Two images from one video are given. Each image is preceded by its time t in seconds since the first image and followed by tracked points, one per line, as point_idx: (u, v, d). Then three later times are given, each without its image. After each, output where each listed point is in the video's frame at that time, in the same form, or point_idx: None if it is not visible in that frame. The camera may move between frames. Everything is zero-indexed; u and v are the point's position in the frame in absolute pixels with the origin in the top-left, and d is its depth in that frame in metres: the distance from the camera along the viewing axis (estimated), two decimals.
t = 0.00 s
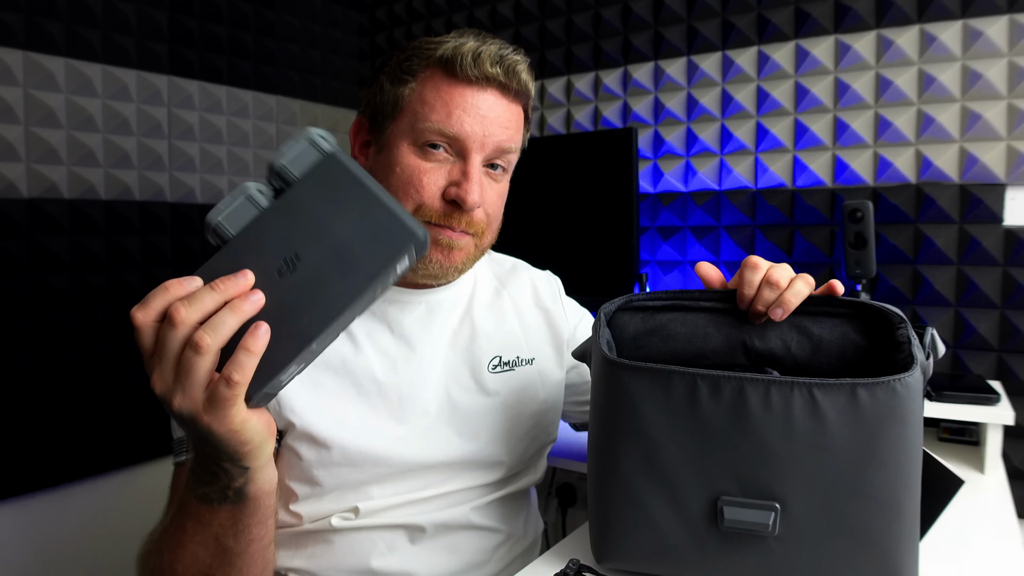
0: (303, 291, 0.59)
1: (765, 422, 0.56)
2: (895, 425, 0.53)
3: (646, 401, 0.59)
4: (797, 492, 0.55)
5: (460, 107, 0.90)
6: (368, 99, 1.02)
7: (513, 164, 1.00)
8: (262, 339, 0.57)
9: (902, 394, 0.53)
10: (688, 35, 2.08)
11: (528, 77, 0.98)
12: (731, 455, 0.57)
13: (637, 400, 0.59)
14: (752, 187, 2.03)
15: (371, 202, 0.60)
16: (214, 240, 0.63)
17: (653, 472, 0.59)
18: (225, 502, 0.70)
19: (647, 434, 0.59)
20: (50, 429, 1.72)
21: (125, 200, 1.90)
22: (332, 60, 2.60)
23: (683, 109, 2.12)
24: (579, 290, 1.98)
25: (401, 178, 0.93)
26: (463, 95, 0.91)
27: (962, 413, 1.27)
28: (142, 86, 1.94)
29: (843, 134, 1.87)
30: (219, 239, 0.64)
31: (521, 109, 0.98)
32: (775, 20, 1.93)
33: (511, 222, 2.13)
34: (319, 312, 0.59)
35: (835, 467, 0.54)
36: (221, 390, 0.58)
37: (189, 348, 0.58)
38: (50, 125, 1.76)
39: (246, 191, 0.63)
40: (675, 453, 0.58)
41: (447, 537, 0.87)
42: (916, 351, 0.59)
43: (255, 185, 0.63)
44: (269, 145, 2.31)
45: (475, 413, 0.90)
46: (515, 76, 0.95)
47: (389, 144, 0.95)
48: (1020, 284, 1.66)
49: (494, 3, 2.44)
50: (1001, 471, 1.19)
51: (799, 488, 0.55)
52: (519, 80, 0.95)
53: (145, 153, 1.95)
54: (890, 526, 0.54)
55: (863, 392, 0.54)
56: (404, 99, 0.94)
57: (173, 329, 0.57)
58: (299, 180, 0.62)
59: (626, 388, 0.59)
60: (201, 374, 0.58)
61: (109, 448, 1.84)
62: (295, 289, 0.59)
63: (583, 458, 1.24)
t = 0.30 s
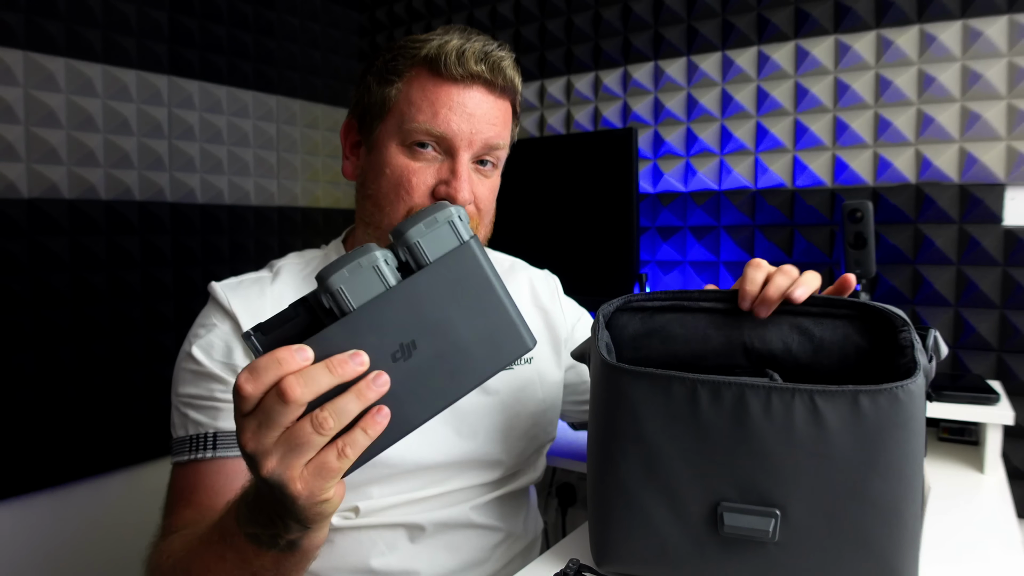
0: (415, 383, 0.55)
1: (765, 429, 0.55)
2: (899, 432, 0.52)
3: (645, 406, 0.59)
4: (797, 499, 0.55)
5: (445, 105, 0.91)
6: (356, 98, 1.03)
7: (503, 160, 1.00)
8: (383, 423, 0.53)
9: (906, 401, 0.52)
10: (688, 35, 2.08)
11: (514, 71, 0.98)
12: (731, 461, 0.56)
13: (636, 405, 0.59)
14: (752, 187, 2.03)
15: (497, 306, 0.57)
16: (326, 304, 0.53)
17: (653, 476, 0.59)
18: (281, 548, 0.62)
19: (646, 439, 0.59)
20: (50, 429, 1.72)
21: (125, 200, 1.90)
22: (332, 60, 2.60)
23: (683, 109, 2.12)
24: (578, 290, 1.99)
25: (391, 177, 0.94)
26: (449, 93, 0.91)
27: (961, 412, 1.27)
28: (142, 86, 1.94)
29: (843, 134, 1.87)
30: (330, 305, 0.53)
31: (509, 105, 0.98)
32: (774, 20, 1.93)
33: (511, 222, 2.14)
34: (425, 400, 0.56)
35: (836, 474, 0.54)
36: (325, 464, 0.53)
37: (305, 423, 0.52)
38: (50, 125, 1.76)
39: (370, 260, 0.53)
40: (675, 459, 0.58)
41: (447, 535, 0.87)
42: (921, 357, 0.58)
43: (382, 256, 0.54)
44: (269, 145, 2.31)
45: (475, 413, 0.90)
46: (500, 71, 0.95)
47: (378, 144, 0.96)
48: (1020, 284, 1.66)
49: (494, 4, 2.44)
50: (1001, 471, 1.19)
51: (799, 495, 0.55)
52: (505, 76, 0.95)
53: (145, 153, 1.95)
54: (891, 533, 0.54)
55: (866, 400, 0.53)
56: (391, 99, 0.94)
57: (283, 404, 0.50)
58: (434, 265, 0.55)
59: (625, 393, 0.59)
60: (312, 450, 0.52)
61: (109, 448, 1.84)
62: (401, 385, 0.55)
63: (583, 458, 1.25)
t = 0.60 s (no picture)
0: (428, 391, 0.55)
1: (765, 442, 0.55)
2: (900, 446, 0.52)
3: (645, 418, 0.59)
4: (797, 512, 0.55)
5: (412, 98, 0.90)
6: (339, 111, 1.05)
7: (485, 146, 0.97)
8: (394, 434, 0.54)
9: (908, 415, 0.52)
10: (688, 34, 2.08)
11: (481, 56, 0.97)
12: (731, 474, 0.56)
13: (635, 417, 0.59)
14: (752, 188, 2.03)
15: (511, 317, 0.57)
16: (333, 315, 0.52)
17: (652, 488, 0.59)
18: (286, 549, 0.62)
19: (646, 451, 0.59)
20: (49, 429, 1.72)
21: (125, 200, 1.90)
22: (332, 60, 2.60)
23: (683, 109, 2.12)
24: (579, 290, 1.99)
25: (369, 178, 0.93)
26: (415, 86, 0.90)
27: (961, 413, 1.27)
28: (142, 86, 1.94)
29: (843, 134, 1.87)
30: (338, 315, 0.52)
31: (482, 90, 0.96)
32: (774, 20, 1.93)
33: (512, 222, 2.14)
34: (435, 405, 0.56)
35: (837, 488, 0.54)
36: (335, 480, 0.54)
37: (315, 442, 0.52)
38: (50, 125, 1.76)
39: (381, 270, 0.52)
40: (674, 471, 0.58)
41: (450, 534, 0.87)
42: (926, 368, 0.58)
43: (394, 265, 0.52)
44: (269, 145, 2.31)
45: (478, 411, 0.90)
46: (464, 56, 0.94)
47: (357, 148, 0.97)
48: (1019, 284, 1.66)
49: (493, 4, 2.44)
50: (1001, 471, 1.19)
51: (799, 508, 0.55)
52: (469, 61, 0.94)
53: (145, 153, 1.95)
54: (891, 545, 0.54)
55: (869, 414, 0.52)
56: (364, 102, 0.95)
57: (291, 426, 0.50)
58: (446, 275, 0.54)
59: (624, 404, 0.59)
60: (320, 467, 0.53)
61: (109, 448, 1.84)
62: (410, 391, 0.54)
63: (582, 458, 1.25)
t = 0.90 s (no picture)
0: (415, 344, 0.54)
1: (766, 444, 0.55)
2: (902, 447, 0.52)
3: (645, 419, 0.59)
4: (798, 513, 0.55)
5: (384, 88, 0.90)
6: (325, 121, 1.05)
7: (465, 130, 0.95)
8: (359, 356, 0.53)
9: (909, 416, 0.52)
10: (688, 35, 2.08)
11: (451, 44, 0.97)
12: (731, 475, 0.56)
13: (636, 417, 0.59)
14: (752, 187, 2.03)
15: (515, 304, 0.56)
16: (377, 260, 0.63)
17: (652, 488, 0.59)
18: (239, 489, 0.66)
19: (646, 452, 0.59)
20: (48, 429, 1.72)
21: (125, 200, 1.90)
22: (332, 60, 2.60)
23: (683, 109, 2.12)
24: (579, 290, 1.99)
25: (352, 173, 0.92)
26: (386, 78, 0.90)
27: (961, 413, 1.27)
28: (142, 86, 1.94)
29: (843, 134, 1.87)
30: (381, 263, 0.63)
31: (455, 76, 0.95)
32: (775, 20, 1.93)
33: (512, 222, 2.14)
34: (408, 364, 0.53)
35: (838, 488, 0.54)
36: (290, 368, 0.55)
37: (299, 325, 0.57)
38: (50, 125, 1.76)
39: (426, 239, 0.63)
40: (674, 471, 0.58)
41: (448, 533, 0.87)
42: (926, 368, 0.58)
43: (436, 239, 0.63)
44: (269, 145, 2.31)
45: (475, 405, 0.90)
46: (432, 43, 0.93)
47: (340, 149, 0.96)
48: (1019, 284, 1.66)
49: (494, 4, 2.44)
50: (1001, 470, 1.19)
51: (800, 509, 0.55)
52: (435, 47, 0.93)
53: (145, 153, 1.95)
54: (891, 546, 0.54)
55: (869, 415, 0.52)
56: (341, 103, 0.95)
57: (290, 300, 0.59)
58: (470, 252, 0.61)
59: (624, 405, 0.59)
60: (289, 352, 0.56)
61: (108, 449, 1.84)
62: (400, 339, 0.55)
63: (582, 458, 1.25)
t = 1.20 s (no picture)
0: (418, 374, 0.55)
1: (766, 443, 0.55)
2: (902, 447, 0.52)
3: (645, 418, 0.59)
4: (797, 512, 0.55)
5: (377, 84, 0.90)
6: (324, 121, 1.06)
7: (460, 124, 0.95)
8: (359, 386, 0.54)
9: (909, 415, 0.52)
10: (688, 35, 2.08)
11: (445, 40, 0.96)
12: (730, 474, 0.56)
13: (635, 417, 0.59)
14: (752, 187, 2.03)
15: (519, 335, 0.56)
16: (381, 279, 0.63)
17: (652, 487, 0.59)
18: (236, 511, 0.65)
19: (646, 451, 0.59)
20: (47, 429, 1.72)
21: (125, 200, 1.90)
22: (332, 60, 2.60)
23: (683, 109, 2.12)
24: (579, 290, 1.99)
25: (346, 168, 0.92)
26: (379, 74, 0.90)
27: (962, 413, 1.27)
28: (142, 86, 1.94)
29: (843, 134, 1.87)
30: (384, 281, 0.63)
31: (449, 72, 0.95)
32: (775, 20, 1.93)
33: (511, 222, 2.14)
34: (411, 394, 0.54)
35: (838, 488, 0.54)
36: (288, 397, 0.55)
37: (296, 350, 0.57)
38: (50, 125, 1.76)
39: (431, 259, 0.62)
40: (674, 471, 0.58)
41: (447, 533, 0.86)
42: (926, 367, 0.58)
43: (441, 259, 0.62)
44: (269, 145, 2.31)
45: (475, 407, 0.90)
46: (426, 39, 0.93)
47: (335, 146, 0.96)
48: (1020, 284, 1.66)
49: (494, 4, 2.44)
50: (1001, 470, 1.19)
51: (800, 508, 0.54)
52: (429, 43, 0.93)
53: (145, 153, 1.95)
54: (891, 546, 0.54)
55: (869, 414, 0.52)
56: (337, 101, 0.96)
57: (286, 323, 0.58)
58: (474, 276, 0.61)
59: (624, 404, 0.59)
60: (289, 377, 0.56)
61: (108, 449, 1.84)
62: (400, 367, 0.56)
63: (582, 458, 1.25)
